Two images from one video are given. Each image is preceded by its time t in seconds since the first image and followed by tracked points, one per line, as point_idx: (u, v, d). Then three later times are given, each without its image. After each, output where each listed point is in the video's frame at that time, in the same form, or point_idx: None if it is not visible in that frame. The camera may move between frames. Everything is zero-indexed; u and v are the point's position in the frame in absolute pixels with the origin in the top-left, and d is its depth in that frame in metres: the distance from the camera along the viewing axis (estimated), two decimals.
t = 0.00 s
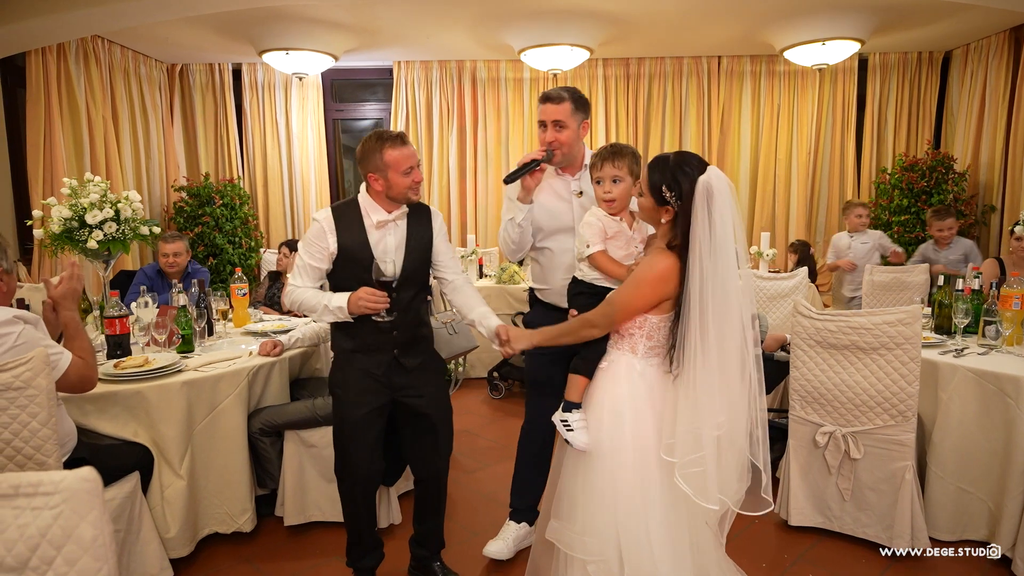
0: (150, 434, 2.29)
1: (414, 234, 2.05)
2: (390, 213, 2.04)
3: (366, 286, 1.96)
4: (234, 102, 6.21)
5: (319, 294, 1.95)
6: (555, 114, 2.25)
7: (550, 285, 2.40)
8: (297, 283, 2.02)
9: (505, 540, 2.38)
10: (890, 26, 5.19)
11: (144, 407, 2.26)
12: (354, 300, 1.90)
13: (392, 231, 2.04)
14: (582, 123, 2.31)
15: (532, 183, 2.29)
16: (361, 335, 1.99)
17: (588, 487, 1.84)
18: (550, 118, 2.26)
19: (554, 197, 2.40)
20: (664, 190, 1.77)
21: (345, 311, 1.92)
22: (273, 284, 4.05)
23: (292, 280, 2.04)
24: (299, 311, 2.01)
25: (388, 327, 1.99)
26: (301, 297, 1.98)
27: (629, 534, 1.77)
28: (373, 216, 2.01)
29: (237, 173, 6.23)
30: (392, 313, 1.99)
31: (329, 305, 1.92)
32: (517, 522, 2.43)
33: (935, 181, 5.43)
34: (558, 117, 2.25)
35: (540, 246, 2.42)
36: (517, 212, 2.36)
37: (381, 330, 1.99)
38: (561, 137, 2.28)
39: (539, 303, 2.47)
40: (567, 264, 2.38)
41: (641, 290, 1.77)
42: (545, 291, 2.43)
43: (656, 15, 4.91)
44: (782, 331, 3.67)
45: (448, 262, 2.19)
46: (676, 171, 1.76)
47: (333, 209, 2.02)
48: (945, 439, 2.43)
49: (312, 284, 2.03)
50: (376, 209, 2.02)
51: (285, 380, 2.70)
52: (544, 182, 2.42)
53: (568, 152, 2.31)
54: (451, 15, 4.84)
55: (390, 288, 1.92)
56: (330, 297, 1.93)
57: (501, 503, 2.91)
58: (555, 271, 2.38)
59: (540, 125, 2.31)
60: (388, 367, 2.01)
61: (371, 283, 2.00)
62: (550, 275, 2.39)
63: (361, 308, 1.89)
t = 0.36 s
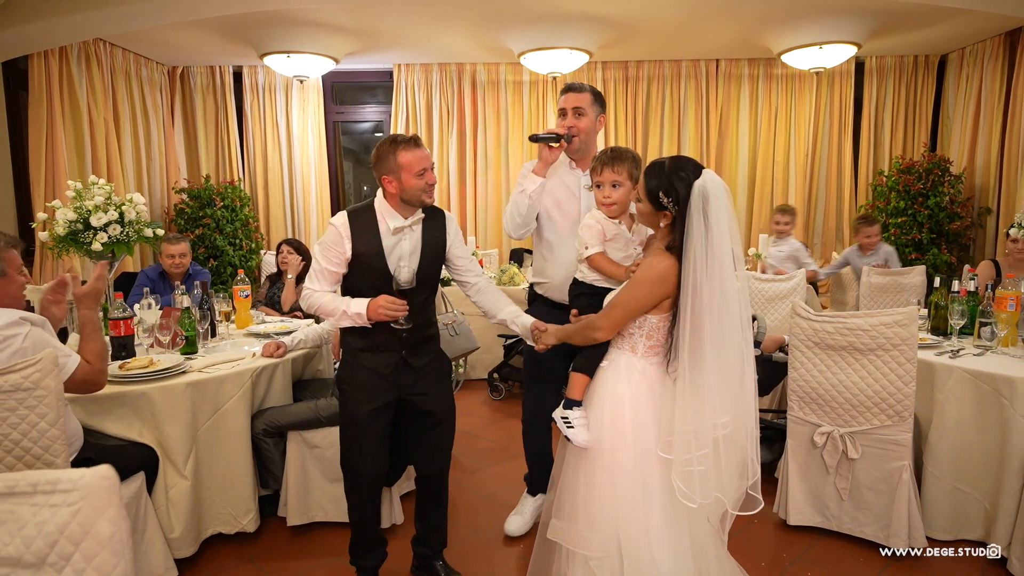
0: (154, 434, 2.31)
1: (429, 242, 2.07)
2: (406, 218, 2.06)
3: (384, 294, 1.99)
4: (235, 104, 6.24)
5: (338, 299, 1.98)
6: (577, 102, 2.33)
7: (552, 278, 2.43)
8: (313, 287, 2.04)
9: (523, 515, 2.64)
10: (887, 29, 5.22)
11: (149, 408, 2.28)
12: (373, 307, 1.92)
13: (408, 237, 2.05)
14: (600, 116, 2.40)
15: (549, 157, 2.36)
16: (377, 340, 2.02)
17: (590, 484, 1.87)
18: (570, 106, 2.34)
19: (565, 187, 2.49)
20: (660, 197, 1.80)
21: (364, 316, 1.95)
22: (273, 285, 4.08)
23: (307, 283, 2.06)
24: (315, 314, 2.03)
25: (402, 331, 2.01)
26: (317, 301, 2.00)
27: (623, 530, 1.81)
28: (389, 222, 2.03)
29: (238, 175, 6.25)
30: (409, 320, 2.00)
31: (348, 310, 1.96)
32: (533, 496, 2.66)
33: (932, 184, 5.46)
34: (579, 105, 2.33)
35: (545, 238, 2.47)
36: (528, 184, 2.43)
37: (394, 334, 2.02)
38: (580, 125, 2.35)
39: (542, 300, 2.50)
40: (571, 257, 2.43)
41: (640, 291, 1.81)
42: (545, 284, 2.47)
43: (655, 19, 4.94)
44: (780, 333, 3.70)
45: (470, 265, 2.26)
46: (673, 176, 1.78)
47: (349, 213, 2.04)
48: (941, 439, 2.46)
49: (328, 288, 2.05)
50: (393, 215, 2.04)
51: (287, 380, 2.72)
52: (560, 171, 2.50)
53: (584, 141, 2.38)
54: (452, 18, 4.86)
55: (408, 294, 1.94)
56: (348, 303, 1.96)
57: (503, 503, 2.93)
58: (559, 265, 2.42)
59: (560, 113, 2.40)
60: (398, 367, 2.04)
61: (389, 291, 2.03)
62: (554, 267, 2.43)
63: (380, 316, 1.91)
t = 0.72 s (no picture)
0: (161, 434, 2.35)
1: (429, 238, 2.12)
2: (404, 215, 2.10)
3: (388, 290, 2.03)
4: (235, 106, 6.27)
5: (343, 298, 1.99)
6: (566, 108, 2.42)
7: (535, 279, 2.54)
8: (318, 288, 2.07)
9: (532, 508, 2.76)
10: (881, 34, 5.29)
11: (156, 408, 2.32)
12: (377, 306, 1.94)
13: (407, 233, 2.08)
14: (586, 121, 2.50)
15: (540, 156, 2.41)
16: (379, 336, 2.04)
17: (593, 482, 1.91)
18: (558, 110, 2.43)
19: (549, 189, 2.57)
20: (658, 205, 1.85)
21: (369, 314, 1.97)
22: (273, 288, 4.11)
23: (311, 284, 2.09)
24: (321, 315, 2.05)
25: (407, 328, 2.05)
26: (323, 302, 2.03)
27: (625, 528, 1.85)
28: (388, 218, 2.08)
29: (238, 177, 6.28)
30: (412, 318, 2.04)
31: (353, 309, 1.98)
32: (541, 489, 2.78)
33: (926, 187, 5.53)
34: (567, 109, 2.42)
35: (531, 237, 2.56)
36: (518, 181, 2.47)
37: (399, 331, 2.05)
38: (568, 129, 2.44)
39: (527, 303, 2.61)
40: (557, 258, 2.53)
41: (643, 296, 1.86)
42: (531, 282, 2.57)
43: (652, 23, 4.99)
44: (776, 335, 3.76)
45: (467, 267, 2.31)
46: (671, 183, 1.84)
47: (351, 214, 2.09)
48: (933, 439, 2.52)
49: (333, 288, 2.08)
50: (391, 210, 2.10)
51: (291, 381, 2.77)
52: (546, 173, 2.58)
53: (570, 145, 2.48)
54: (451, 23, 4.91)
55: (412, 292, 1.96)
56: (353, 301, 1.98)
57: (503, 503, 2.98)
58: (545, 266, 2.52)
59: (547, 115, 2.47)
60: (405, 366, 2.08)
61: (395, 289, 2.07)
62: (540, 267, 2.53)
63: (384, 313, 1.92)
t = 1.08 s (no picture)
0: (166, 433, 2.39)
1: (424, 243, 2.18)
2: (403, 219, 2.16)
3: (387, 293, 2.08)
4: (233, 109, 6.31)
5: (340, 301, 2.06)
6: (538, 116, 2.51)
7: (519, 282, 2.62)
8: (316, 290, 2.12)
9: (530, 504, 2.82)
10: (872, 37, 5.36)
11: (161, 407, 2.36)
12: (376, 308, 2.00)
13: (404, 237, 2.15)
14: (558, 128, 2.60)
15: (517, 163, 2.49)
16: (373, 341, 2.11)
17: (592, 477, 1.96)
18: (531, 119, 2.52)
19: (526, 194, 2.65)
20: (642, 200, 1.91)
21: (367, 317, 2.03)
22: (274, 288, 4.15)
23: (309, 285, 2.14)
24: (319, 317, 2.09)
25: (403, 330, 2.10)
26: (321, 304, 2.07)
27: (623, 521, 1.90)
28: (387, 221, 2.14)
29: (236, 179, 6.32)
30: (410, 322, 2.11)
31: (351, 312, 2.04)
32: (538, 486, 2.83)
33: (917, 187, 5.60)
34: (539, 117, 2.51)
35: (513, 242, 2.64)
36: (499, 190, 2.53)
37: (393, 334, 2.10)
38: (541, 136, 2.54)
39: (511, 302, 2.69)
40: (538, 261, 2.60)
41: (637, 296, 1.92)
42: (515, 285, 2.64)
43: (646, 26, 5.05)
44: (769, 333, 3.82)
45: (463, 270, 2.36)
46: (661, 183, 1.90)
47: (349, 217, 2.14)
48: (921, 434, 2.58)
49: (330, 289, 2.13)
50: (389, 213, 2.15)
51: (293, 380, 2.81)
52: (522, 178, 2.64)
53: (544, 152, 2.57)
54: (448, 26, 4.96)
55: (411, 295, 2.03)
56: (352, 304, 2.04)
57: (501, 500, 3.03)
58: (527, 268, 2.60)
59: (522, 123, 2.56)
60: (399, 369, 2.12)
61: (395, 291, 2.12)
62: (523, 270, 2.60)
63: (383, 316, 1.98)
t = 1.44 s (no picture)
0: (164, 431, 2.42)
1: (468, 245, 2.15)
2: (446, 222, 2.13)
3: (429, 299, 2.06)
4: (229, 111, 6.34)
5: (380, 305, 2.03)
6: (523, 120, 2.59)
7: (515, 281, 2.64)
8: (354, 290, 2.08)
9: (525, 501, 2.85)
10: (864, 40, 5.42)
11: (159, 407, 2.39)
12: (416, 314, 1.99)
13: (448, 240, 2.11)
14: (541, 132, 2.69)
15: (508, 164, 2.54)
16: (409, 347, 2.09)
17: (583, 473, 2.00)
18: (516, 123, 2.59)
19: (515, 197, 2.69)
20: (620, 197, 1.98)
21: (406, 323, 2.00)
22: (270, 289, 4.17)
23: (349, 284, 2.10)
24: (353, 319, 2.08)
25: (439, 337, 2.09)
26: (359, 306, 2.05)
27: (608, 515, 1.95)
28: (432, 224, 2.09)
29: (233, 180, 6.35)
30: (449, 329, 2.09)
31: (390, 316, 2.01)
32: (533, 483, 2.87)
33: (908, 188, 5.66)
34: (524, 120, 2.59)
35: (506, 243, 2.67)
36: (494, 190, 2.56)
37: (429, 340, 2.09)
38: (526, 139, 2.63)
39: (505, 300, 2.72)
40: (532, 261, 2.64)
41: (624, 294, 1.97)
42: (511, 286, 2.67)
43: (640, 29, 5.10)
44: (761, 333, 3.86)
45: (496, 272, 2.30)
46: (641, 181, 1.97)
47: (393, 219, 2.09)
48: (908, 431, 2.63)
49: (368, 291, 2.10)
50: (432, 215, 2.11)
51: (288, 381, 2.85)
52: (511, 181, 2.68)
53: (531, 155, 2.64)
54: (443, 29, 5.00)
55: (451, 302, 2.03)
56: (390, 308, 2.02)
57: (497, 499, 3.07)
58: (522, 268, 2.63)
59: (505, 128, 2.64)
60: (432, 375, 2.12)
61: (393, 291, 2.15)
62: (518, 270, 2.63)
63: (424, 322, 1.98)
